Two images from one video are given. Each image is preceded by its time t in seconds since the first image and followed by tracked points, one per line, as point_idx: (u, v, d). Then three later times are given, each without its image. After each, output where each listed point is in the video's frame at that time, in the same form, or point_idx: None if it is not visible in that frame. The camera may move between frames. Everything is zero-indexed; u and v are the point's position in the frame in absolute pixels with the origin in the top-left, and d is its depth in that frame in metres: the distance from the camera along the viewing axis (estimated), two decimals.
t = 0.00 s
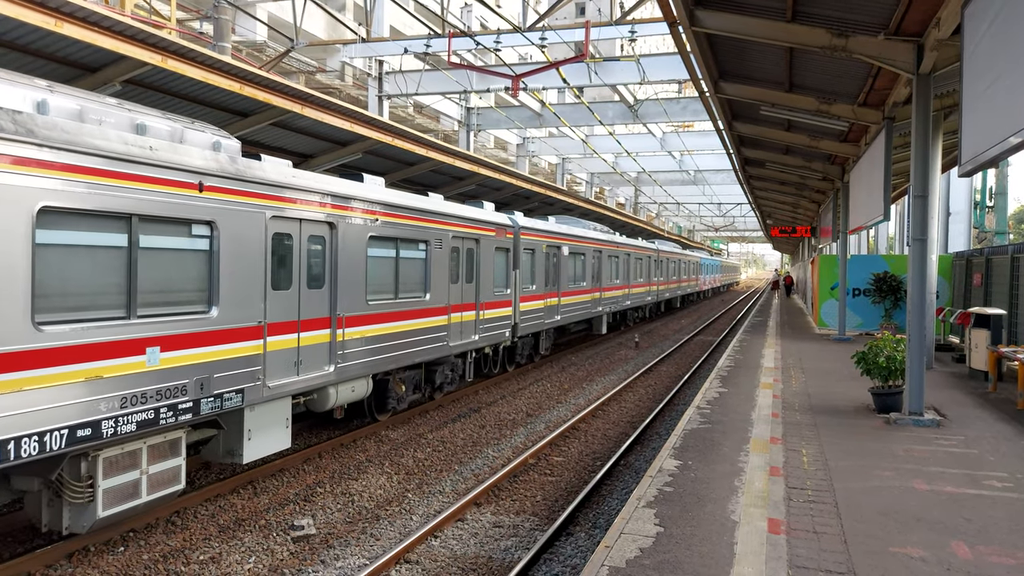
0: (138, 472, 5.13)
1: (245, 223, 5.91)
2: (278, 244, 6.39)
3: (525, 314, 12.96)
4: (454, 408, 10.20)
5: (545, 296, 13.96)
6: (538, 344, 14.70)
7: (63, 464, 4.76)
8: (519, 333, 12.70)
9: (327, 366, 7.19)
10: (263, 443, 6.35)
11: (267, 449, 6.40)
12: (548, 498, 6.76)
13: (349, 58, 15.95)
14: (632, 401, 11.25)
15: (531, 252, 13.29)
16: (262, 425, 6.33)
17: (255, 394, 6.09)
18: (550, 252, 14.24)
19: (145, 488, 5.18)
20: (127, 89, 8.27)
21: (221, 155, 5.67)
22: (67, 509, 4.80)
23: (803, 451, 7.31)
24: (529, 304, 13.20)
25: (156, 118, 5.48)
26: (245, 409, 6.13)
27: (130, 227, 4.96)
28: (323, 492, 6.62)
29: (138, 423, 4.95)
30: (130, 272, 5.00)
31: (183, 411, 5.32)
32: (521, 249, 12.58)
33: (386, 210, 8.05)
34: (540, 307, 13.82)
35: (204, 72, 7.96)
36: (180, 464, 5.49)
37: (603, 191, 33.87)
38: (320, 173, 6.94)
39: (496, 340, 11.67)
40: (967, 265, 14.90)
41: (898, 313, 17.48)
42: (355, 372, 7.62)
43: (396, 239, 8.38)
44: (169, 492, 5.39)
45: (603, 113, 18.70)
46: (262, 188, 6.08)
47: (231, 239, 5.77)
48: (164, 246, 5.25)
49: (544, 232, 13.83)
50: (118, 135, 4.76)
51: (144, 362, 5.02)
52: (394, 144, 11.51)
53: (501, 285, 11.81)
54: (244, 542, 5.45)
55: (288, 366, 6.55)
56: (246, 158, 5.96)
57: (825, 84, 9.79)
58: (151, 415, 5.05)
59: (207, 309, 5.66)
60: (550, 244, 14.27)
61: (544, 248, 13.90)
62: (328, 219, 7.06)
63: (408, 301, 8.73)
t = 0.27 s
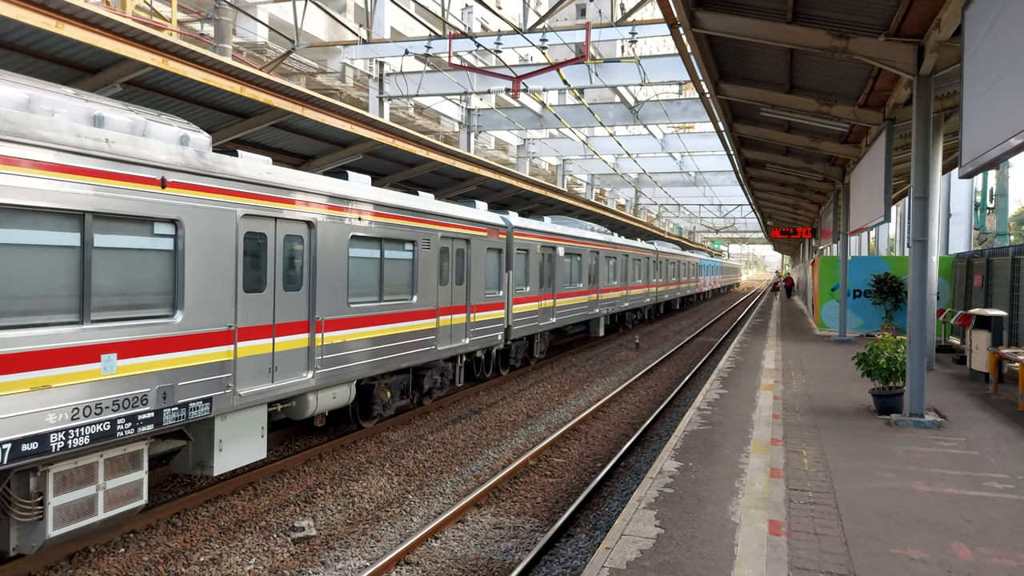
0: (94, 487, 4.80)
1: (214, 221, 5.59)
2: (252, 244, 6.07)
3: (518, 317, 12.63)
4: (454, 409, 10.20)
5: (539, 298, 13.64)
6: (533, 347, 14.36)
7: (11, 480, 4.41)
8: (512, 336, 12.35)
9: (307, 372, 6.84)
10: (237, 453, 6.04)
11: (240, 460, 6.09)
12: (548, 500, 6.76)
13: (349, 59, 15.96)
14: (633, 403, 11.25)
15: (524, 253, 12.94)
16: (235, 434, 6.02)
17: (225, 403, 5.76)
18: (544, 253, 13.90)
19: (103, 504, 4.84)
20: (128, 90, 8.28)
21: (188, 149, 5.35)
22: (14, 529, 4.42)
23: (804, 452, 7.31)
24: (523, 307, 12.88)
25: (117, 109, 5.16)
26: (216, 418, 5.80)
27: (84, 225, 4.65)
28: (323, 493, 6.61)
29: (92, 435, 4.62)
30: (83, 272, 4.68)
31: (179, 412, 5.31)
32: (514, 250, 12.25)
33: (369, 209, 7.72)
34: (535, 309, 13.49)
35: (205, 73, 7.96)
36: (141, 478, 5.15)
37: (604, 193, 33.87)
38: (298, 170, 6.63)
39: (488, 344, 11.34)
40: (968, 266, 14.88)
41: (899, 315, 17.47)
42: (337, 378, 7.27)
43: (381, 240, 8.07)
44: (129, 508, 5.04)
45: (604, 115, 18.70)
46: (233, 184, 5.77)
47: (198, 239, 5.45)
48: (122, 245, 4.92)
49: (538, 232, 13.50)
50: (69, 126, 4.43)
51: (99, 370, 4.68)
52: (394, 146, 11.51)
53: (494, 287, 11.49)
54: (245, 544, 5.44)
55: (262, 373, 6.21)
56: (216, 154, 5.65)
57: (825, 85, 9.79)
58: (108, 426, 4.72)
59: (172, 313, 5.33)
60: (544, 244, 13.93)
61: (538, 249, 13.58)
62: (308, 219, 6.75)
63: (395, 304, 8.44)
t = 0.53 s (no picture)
0: (46, 503, 4.51)
1: (182, 220, 5.31)
2: (224, 245, 5.79)
3: (511, 320, 12.33)
4: (455, 410, 10.21)
5: (534, 299, 13.34)
6: (527, 350, 14.06)
7: None
8: (504, 339, 12.07)
9: (284, 379, 6.56)
10: (208, 464, 5.77)
11: (213, 470, 5.82)
12: (548, 501, 6.76)
13: (350, 60, 15.96)
14: (633, 404, 11.25)
15: (517, 254, 12.66)
16: (206, 445, 5.73)
17: (193, 412, 5.47)
18: (538, 254, 13.62)
19: (56, 521, 4.55)
20: (128, 92, 8.28)
21: (151, 143, 5.08)
22: None
23: (804, 453, 7.31)
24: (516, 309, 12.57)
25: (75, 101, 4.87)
26: (184, 427, 5.52)
27: (34, 223, 4.36)
28: (323, 494, 6.61)
29: (41, 448, 4.33)
30: (33, 273, 4.39)
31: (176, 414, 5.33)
32: (507, 251, 11.96)
33: (352, 208, 7.44)
34: (529, 311, 13.18)
35: (205, 75, 7.96)
36: (99, 492, 4.87)
37: (604, 194, 33.87)
38: (274, 166, 6.34)
39: (479, 347, 11.08)
40: (968, 267, 14.88)
41: (899, 316, 17.48)
42: (318, 384, 6.99)
43: (365, 240, 7.79)
44: (85, 524, 4.75)
45: (604, 117, 18.72)
46: (202, 181, 5.48)
47: (162, 239, 5.15)
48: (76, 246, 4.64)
49: (532, 232, 13.23)
50: (17, 117, 4.17)
51: (48, 379, 4.38)
52: (395, 147, 11.51)
53: (485, 289, 11.22)
54: (245, 545, 5.44)
55: (235, 380, 5.92)
56: (183, 148, 5.38)
57: (825, 87, 9.80)
58: (60, 439, 4.43)
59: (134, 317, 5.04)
60: (539, 244, 13.65)
61: (532, 250, 13.29)
62: (286, 218, 6.46)
63: (381, 306, 8.17)
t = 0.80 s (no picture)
0: None
1: (147, 218, 5.04)
2: (192, 244, 5.50)
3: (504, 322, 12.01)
4: (455, 412, 10.21)
5: (528, 303, 13.04)
6: (521, 354, 13.72)
7: None
8: (497, 343, 11.75)
9: (260, 386, 6.27)
10: (178, 475, 5.49)
11: (182, 482, 5.54)
12: (548, 503, 6.75)
13: (351, 62, 15.97)
14: (633, 406, 11.25)
15: (511, 255, 12.35)
16: (175, 456, 5.45)
17: (158, 421, 5.18)
18: (533, 255, 13.31)
19: (8, 539, 4.26)
20: (129, 92, 8.28)
21: (114, 137, 4.79)
22: None
23: (805, 456, 7.30)
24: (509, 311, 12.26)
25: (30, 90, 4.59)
26: (151, 437, 5.24)
27: None
28: (323, 496, 6.61)
29: None
30: None
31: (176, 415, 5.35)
32: (500, 252, 11.66)
33: (333, 207, 7.14)
34: (523, 314, 12.89)
35: (206, 76, 7.96)
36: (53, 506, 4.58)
37: (604, 196, 33.88)
38: (247, 162, 6.04)
39: (471, 351, 10.77)
40: (969, 271, 14.88)
41: (899, 319, 17.48)
42: (297, 390, 6.70)
43: (348, 240, 7.48)
44: (39, 541, 4.46)
45: (605, 118, 18.73)
46: (170, 176, 5.22)
47: (123, 239, 4.86)
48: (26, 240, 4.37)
49: (527, 233, 12.94)
50: None
51: None
52: (396, 148, 11.51)
53: (478, 291, 10.91)
54: (244, 546, 5.43)
55: (205, 387, 5.64)
56: (148, 141, 5.10)
57: (826, 90, 9.80)
58: (9, 451, 4.15)
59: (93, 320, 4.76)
60: (534, 245, 13.34)
61: (527, 251, 12.99)
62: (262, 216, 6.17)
63: (365, 309, 7.87)
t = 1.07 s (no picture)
0: None
1: (111, 217, 4.77)
2: (160, 244, 5.22)
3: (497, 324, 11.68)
4: (456, 413, 10.21)
5: (523, 304, 12.72)
6: (516, 357, 13.33)
7: None
8: (490, 346, 11.42)
9: (235, 392, 5.97)
10: (147, 487, 5.23)
11: (152, 494, 5.28)
12: (549, 504, 6.75)
13: (351, 63, 16.00)
14: (634, 407, 11.25)
15: (505, 256, 12.02)
16: (143, 467, 5.19)
17: (124, 430, 4.91)
18: (529, 256, 12.97)
19: None
20: (130, 94, 8.28)
21: (73, 130, 4.52)
22: None
23: (806, 457, 7.30)
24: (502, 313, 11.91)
25: None
26: (117, 447, 4.97)
27: None
28: (324, 497, 6.61)
29: None
30: None
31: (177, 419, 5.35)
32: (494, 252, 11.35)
33: (315, 206, 6.83)
34: (518, 316, 12.56)
35: (207, 77, 7.96)
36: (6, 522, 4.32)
37: (605, 197, 33.88)
38: (221, 158, 5.75)
39: (463, 355, 10.44)
40: (970, 271, 14.87)
41: (900, 320, 17.46)
42: (275, 397, 6.40)
43: (330, 240, 7.17)
44: None
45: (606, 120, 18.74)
46: (176, 179, 5.27)
47: (85, 238, 4.60)
48: None
49: (523, 233, 12.63)
50: None
51: None
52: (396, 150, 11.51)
53: (470, 293, 10.59)
54: (245, 548, 5.44)
55: (175, 395, 5.36)
56: (113, 135, 4.83)
57: (826, 91, 9.80)
58: None
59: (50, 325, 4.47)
60: (530, 246, 13.02)
61: (522, 252, 12.66)
62: (238, 215, 5.88)
63: (350, 312, 7.57)
